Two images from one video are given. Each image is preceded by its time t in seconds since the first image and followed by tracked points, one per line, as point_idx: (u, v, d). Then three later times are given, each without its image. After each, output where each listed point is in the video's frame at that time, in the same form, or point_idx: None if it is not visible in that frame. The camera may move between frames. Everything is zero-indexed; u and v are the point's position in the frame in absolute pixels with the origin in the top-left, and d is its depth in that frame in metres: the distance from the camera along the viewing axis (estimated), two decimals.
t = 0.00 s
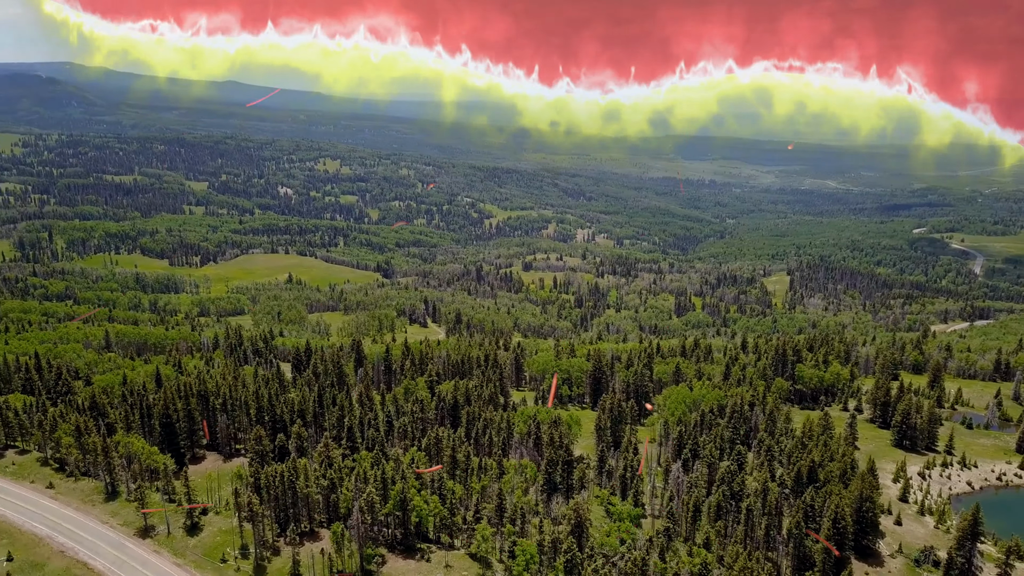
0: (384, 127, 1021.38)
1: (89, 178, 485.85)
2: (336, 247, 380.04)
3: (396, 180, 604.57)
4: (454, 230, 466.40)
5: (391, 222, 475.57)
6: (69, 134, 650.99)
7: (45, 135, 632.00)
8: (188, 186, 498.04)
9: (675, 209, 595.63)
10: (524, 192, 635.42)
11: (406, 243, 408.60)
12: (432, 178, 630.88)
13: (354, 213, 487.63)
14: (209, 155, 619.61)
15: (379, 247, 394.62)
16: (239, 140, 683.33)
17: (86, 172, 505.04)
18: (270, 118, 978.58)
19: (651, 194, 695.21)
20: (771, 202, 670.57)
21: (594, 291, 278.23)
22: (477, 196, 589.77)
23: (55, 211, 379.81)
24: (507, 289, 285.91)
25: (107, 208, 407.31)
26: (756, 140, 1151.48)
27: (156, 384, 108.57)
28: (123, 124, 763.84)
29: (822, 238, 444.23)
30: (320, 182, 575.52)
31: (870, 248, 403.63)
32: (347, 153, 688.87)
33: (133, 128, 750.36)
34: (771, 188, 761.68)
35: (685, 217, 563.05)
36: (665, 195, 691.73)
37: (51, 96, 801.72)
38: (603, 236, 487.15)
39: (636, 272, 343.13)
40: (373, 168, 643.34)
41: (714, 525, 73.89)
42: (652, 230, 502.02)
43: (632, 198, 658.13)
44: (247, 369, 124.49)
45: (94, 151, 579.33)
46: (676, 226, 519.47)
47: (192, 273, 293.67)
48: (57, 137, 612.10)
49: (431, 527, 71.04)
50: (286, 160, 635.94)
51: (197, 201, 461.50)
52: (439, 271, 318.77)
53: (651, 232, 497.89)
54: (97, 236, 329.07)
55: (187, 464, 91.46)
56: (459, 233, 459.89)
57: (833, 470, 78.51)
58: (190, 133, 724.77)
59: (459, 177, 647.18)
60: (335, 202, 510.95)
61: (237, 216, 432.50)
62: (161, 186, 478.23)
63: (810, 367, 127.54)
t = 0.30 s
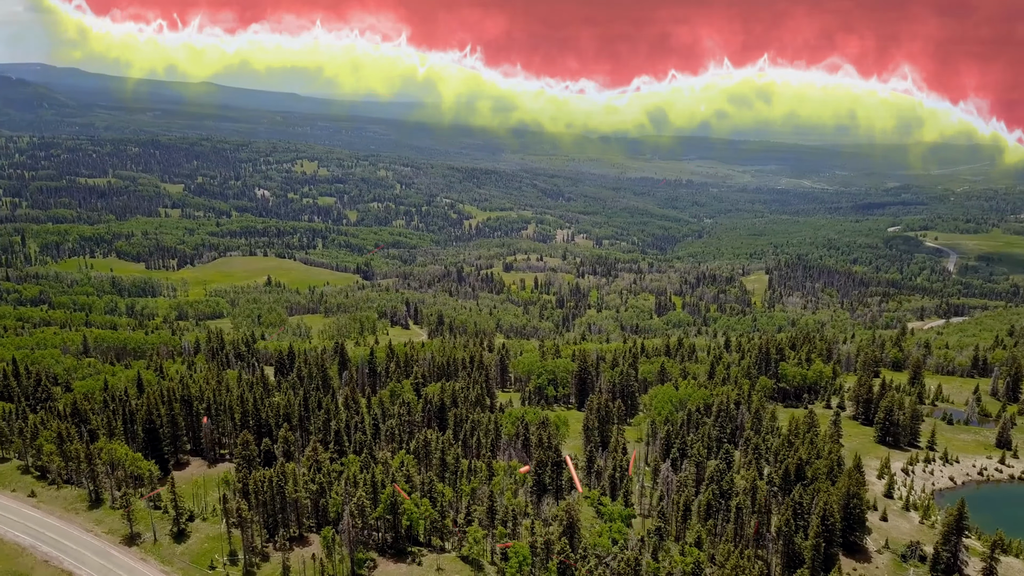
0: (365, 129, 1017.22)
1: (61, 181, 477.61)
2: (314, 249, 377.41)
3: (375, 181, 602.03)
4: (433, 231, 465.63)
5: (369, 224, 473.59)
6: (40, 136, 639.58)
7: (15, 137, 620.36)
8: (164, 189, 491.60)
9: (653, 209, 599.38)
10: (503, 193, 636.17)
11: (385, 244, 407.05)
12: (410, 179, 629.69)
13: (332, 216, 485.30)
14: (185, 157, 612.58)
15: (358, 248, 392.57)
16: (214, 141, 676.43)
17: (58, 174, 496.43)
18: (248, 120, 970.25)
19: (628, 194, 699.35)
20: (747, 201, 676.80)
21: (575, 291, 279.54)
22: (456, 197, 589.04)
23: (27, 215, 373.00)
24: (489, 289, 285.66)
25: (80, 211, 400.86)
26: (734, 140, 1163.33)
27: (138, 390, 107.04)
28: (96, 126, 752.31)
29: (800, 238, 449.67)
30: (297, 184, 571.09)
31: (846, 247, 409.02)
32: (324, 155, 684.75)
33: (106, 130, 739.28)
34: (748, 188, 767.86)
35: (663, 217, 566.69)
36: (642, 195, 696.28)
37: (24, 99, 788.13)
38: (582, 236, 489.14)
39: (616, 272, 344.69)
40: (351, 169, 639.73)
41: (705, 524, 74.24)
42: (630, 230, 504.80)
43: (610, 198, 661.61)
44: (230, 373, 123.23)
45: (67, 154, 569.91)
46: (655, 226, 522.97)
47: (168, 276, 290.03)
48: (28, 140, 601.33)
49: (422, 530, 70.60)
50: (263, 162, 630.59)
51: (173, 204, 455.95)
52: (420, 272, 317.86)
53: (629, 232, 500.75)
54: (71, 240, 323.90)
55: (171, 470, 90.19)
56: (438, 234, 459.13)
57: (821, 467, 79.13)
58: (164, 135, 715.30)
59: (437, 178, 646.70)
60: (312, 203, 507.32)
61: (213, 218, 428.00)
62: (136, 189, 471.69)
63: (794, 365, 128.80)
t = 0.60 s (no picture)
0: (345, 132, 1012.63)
1: (32, 184, 468.74)
2: (292, 251, 374.43)
3: (352, 183, 599.14)
4: (411, 233, 464.37)
5: (347, 226, 471.13)
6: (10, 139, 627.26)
7: None
8: (138, 192, 484.69)
9: (630, 210, 602.86)
10: (482, 194, 636.38)
11: (364, 246, 405.11)
12: (388, 181, 627.67)
13: (310, 218, 482.37)
14: (159, 160, 604.84)
15: (336, 251, 390.23)
16: (189, 144, 668.49)
17: (29, 178, 487.13)
18: (225, 122, 960.46)
19: (606, 194, 702.86)
20: (724, 201, 682.93)
21: (557, 292, 280.69)
22: (434, 198, 588.33)
23: None
24: (471, 291, 285.26)
25: (52, 215, 393.74)
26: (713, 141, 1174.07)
27: (119, 397, 105.42)
28: (67, 129, 739.63)
29: (776, 237, 455.07)
30: (274, 186, 566.01)
31: (822, 246, 414.39)
32: (301, 157, 679.90)
33: (78, 132, 727.27)
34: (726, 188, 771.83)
35: (641, 218, 570.30)
36: (620, 196, 700.37)
37: None
38: (561, 237, 490.78)
39: (596, 273, 346.12)
40: (328, 171, 635.59)
41: (696, 523, 74.55)
42: (609, 230, 507.58)
43: (588, 199, 664.57)
44: (212, 378, 121.94)
45: (37, 157, 559.38)
46: (633, 226, 526.02)
47: (144, 280, 286.10)
48: None
49: (414, 534, 70.14)
50: (238, 164, 624.44)
51: (148, 207, 449.51)
52: (400, 274, 316.70)
53: (608, 233, 503.18)
54: (44, 244, 318.51)
55: (155, 478, 89.03)
56: (417, 235, 458.03)
57: (808, 464, 80.01)
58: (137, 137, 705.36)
59: (414, 180, 645.39)
60: (289, 205, 503.14)
61: (189, 221, 422.73)
62: (109, 193, 464.67)
63: (777, 364, 130.18)
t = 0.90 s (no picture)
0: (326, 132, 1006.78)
1: (4, 185, 460.38)
2: (271, 252, 371.55)
3: (331, 183, 596.02)
4: (391, 233, 462.93)
5: (326, 226, 468.45)
6: None
7: None
8: (113, 192, 477.96)
9: (610, 209, 605.68)
10: (462, 194, 636.28)
11: (343, 247, 403.30)
12: (367, 181, 625.46)
13: (289, 219, 479.04)
14: (134, 160, 596.92)
15: (316, 252, 388.03)
16: (164, 144, 660.57)
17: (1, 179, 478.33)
18: (203, 121, 950.30)
19: (586, 194, 705.46)
20: (703, 200, 687.86)
21: (538, 292, 281.45)
22: (413, 198, 586.91)
23: None
24: (452, 291, 284.99)
25: (25, 216, 387.03)
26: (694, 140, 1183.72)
27: (100, 401, 103.97)
28: (40, 129, 726.84)
29: (755, 235, 459.83)
30: (252, 186, 560.77)
31: (800, 244, 418.86)
32: (279, 157, 674.80)
33: (51, 132, 715.46)
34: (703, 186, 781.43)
35: (621, 217, 573.00)
36: (599, 195, 703.17)
37: None
38: (541, 236, 492.07)
39: (577, 272, 347.30)
40: (306, 171, 630.83)
41: (687, 522, 74.98)
42: (589, 230, 509.60)
43: (568, 198, 666.73)
44: (196, 381, 120.71)
45: (9, 158, 549.59)
46: (612, 226, 528.64)
47: (120, 282, 282.61)
48: None
49: (405, 537, 69.76)
50: (216, 165, 618.23)
51: (123, 208, 443.75)
52: (380, 274, 315.49)
53: (588, 232, 505.44)
54: (17, 246, 313.53)
55: (139, 483, 87.93)
56: (397, 235, 456.59)
57: (796, 462, 80.70)
58: (112, 137, 695.34)
59: (393, 180, 643.81)
60: (268, 206, 499.12)
61: (165, 222, 417.85)
62: (84, 194, 457.66)
63: (761, 362, 131.52)
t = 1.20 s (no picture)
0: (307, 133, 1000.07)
1: None
2: (250, 253, 368.15)
3: (309, 183, 592.27)
4: (370, 233, 460.64)
5: (305, 227, 465.04)
6: None
7: None
8: (87, 193, 470.41)
9: (589, 208, 608.01)
10: (441, 194, 635.69)
11: (323, 247, 401.00)
12: (345, 181, 622.52)
13: (267, 219, 474.92)
14: (109, 161, 588.31)
15: (295, 252, 385.08)
16: (139, 144, 651.79)
17: None
18: (180, 121, 938.73)
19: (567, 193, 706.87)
20: (681, 199, 692.41)
21: (520, 291, 281.68)
22: (392, 197, 584.93)
23: None
24: (433, 291, 284.24)
25: None
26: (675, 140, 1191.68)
27: (82, 406, 102.45)
28: (10, 129, 713.43)
29: (734, 234, 463.98)
30: (229, 187, 554.60)
31: (778, 242, 422.92)
32: (256, 157, 668.95)
33: (22, 133, 702.48)
34: (676, 185, 789.88)
35: (602, 216, 575.26)
36: (578, 194, 705.26)
37: None
38: (521, 236, 492.49)
39: (558, 271, 347.79)
40: (284, 171, 625.77)
41: (678, 521, 75.45)
42: (570, 229, 511.07)
43: (548, 198, 668.33)
44: (179, 384, 119.32)
45: None
46: (592, 225, 530.46)
47: (96, 284, 278.54)
48: None
49: (397, 540, 69.52)
50: (191, 165, 611.20)
51: (97, 210, 437.20)
52: (361, 275, 313.66)
53: (567, 231, 506.84)
54: None
55: (123, 488, 86.84)
56: (377, 235, 454.53)
57: (784, 460, 81.49)
58: (85, 138, 684.28)
59: (371, 180, 642.12)
60: (245, 206, 494.30)
61: (141, 224, 412.20)
62: (57, 195, 449.92)
63: (746, 359, 132.57)
